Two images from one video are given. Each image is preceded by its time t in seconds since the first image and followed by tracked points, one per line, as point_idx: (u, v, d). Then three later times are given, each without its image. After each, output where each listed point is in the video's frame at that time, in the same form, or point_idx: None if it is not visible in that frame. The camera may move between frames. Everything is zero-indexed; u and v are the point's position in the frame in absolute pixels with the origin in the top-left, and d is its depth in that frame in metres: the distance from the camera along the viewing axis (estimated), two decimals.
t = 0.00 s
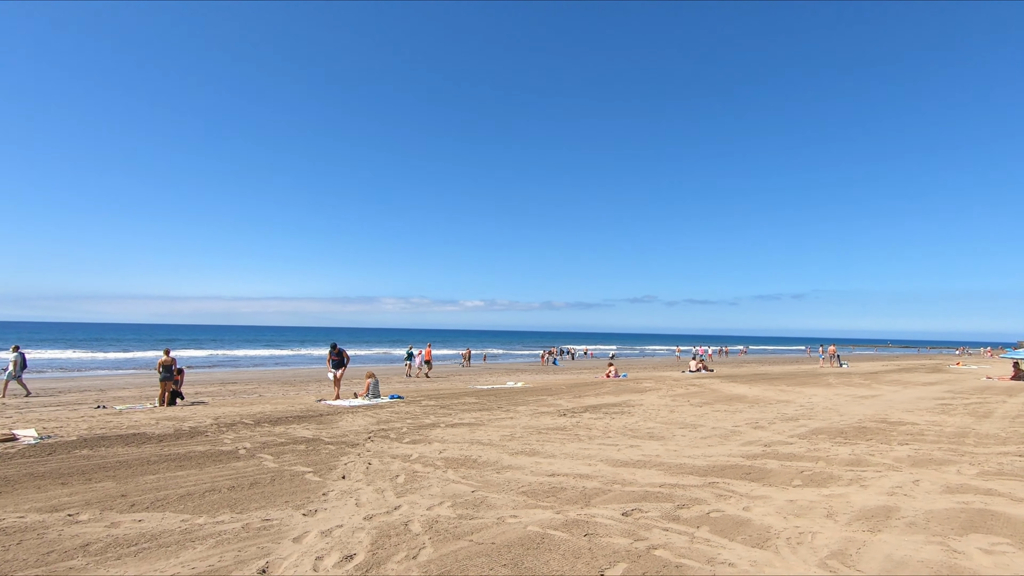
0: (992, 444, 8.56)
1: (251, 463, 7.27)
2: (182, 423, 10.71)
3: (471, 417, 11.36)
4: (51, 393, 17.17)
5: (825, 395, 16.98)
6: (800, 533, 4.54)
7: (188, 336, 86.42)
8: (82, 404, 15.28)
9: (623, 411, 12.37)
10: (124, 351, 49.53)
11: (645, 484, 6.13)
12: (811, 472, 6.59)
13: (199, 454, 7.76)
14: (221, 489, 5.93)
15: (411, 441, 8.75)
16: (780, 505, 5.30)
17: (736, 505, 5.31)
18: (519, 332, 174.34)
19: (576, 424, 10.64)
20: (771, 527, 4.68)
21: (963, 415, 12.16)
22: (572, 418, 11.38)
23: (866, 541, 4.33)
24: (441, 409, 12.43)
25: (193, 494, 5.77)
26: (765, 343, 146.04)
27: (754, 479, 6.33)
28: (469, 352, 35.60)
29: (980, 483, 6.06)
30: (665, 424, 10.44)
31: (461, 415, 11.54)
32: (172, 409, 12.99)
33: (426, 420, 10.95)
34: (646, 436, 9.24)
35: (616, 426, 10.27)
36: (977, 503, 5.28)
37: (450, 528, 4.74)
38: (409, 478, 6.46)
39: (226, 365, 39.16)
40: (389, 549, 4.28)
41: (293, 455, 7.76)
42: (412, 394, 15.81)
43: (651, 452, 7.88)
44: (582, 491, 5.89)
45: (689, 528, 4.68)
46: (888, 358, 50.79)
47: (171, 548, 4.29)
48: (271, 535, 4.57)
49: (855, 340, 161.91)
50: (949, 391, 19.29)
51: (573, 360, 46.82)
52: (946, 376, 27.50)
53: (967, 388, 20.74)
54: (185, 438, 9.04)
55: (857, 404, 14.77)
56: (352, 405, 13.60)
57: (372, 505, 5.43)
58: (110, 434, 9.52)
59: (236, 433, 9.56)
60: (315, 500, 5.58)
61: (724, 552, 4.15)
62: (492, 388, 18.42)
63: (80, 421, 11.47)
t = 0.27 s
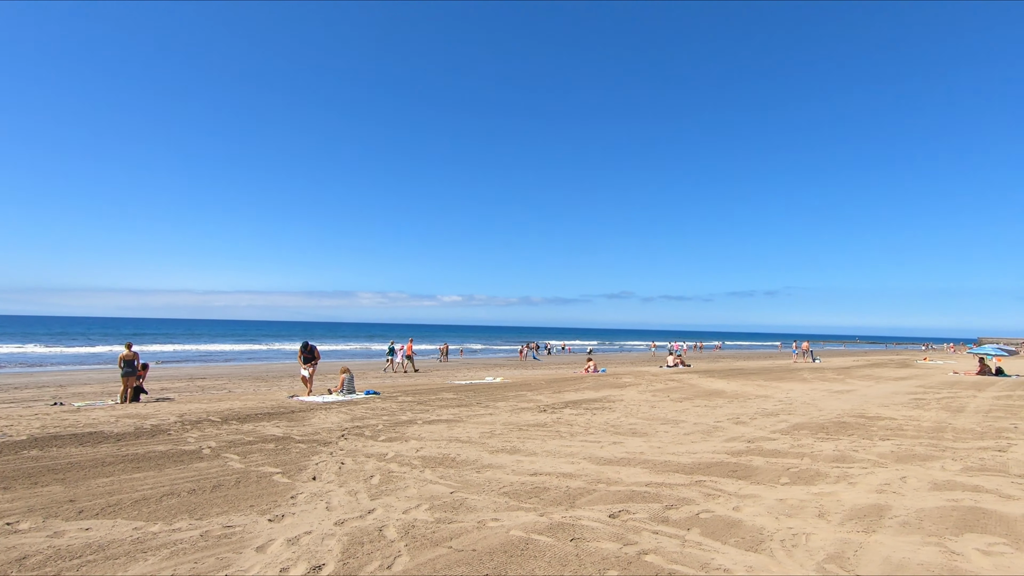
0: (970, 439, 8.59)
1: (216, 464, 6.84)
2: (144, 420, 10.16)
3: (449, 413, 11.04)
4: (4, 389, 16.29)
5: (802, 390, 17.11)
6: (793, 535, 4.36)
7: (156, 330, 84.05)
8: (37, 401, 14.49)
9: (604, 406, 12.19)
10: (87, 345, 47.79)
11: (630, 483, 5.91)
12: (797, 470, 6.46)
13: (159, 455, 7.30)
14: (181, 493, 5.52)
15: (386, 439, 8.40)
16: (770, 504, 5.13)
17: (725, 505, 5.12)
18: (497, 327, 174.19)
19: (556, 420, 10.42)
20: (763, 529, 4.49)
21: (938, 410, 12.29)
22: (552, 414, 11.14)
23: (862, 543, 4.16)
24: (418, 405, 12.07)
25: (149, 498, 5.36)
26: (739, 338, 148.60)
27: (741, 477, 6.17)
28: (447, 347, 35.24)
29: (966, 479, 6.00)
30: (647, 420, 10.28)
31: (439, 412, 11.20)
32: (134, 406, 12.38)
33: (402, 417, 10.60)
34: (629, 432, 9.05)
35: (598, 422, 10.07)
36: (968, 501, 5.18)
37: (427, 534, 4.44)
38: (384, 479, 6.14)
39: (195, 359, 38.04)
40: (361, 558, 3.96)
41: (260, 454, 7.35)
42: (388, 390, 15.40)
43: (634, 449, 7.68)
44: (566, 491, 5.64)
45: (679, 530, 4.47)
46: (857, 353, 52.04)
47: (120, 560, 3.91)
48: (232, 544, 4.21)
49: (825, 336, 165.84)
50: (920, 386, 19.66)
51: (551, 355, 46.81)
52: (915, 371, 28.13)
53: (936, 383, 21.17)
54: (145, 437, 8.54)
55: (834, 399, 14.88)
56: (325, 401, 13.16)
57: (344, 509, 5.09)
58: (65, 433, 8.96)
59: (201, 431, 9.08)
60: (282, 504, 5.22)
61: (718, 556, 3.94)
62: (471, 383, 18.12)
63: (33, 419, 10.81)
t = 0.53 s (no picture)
0: (952, 436, 8.61)
1: (178, 470, 6.40)
2: (103, 423, 9.59)
3: (428, 413, 10.69)
4: None
5: (781, 388, 17.20)
6: (793, 540, 4.17)
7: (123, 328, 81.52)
8: None
9: (586, 405, 11.99)
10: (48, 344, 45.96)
11: (619, 486, 5.68)
12: (788, 470, 6.31)
13: (116, 460, 6.81)
14: (137, 503, 5.10)
15: (363, 442, 8.03)
16: (765, 507, 4.94)
17: (719, 508, 4.91)
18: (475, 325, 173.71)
19: (539, 419, 10.17)
20: (761, 534, 4.30)
21: (915, 407, 12.41)
22: (534, 413, 10.88)
23: (865, 549, 3.99)
24: (396, 405, 11.68)
25: (102, 510, 4.92)
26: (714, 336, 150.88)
27: (732, 478, 5.99)
28: (426, 346, 34.79)
29: (957, 478, 5.92)
30: (631, 419, 10.09)
31: (418, 412, 10.84)
32: (94, 407, 11.72)
33: (379, 418, 10.21)
34: (613, 432, 8.84)
35: (582, 421, 9.84)
36: (962, 501, 5.08)
37: (407, 545, 4.13)
38: (360, 484, 5.79)
39: (163, 358, 36.85)
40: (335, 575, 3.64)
41: (227, 459, 6.92)
42: (365, 389, 14.97)
43: (621, 450, 7.46)
44: (553, 496, 5.38)
45: (674, 538, 4.24)
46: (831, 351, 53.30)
47: None
48: (192, 561, 3.84)
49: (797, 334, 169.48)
50: (893, 383, 19.96)
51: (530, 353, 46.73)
52: (886, 368, 28.71)
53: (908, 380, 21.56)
54: (102, 441, 8.00)
55: (813, 396, 14.97)
56: (299, 401, 12.68)
57: (316, 519, 4.74)
58: (15, 437, 8.36)
59: (164, 434, 8.57)
60: (250, 514, 4.84)
61: (717, 566, 3.72)
62: (450, 382, 17.76)
63: None
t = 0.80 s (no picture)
0: (937, 431, 8.59)
1: (141, 477, 6.00)
2: (63, 427, 9.07)
3: (409, 413, 10.36)
4: None
5: (763, 383, 17.25)
6: (793, 546, 3.99)
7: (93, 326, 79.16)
8: None
9: (571, 403, 11.79)
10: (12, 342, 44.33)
11: (609, 489, 5.46)
12: (780, 470, 6.16)
13: (74, 467, 6.37)
14: (93, 516, 4.71)
15: (340, 444, 7.69)
16: (761, 510, 4.76)
17: (714, 512, 4.72)
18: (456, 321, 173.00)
19: (523, 418, 9.92)
20: (759, 540, 4.11)
21: (896, 402, 12.47)
22: (518, 412, 10.62)
23: (868, 555, 3.82)
24: (375, 405, 11.32)
25: (53, 524, 4.53)
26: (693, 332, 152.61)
27: (724, 479, 5.81)
28: (406, 344, 34.35)
29: (949, 476, 5.83)
30: (616, 417, 9.90)
31: (399, 412, 10.51)
32: (56, 409, 11.15)
33: (357, 418, 9.86)
34: (600, 431, 8.64)
35: (567, 420, 9.61)
36: (959, 501, 4.96)
37: (387, 559, 3.84)
38: (336, 491, 5.47)
39: (134, 357, 35.78)
40: None
41: (195, 465, 6.53)
42: (343, 388, 14.56)
43: (608, 450, 7.25)
44: (541, 501, 5.13)
45: (670, 545, 4.03)
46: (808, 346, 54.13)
47: None
48: None
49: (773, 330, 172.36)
50: (871, 377, 20.19)
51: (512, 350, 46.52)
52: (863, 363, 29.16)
53: (886, 374, 21.84)
54: (61, 447, 7.53)
55: (795, 391, 15.00)
56: (274, 401, 12.24)
57: (289, 530, 4.42)
58: None
59: (128, 438, 8.12)
60: (216, 527, 4.50)
61: None
62: (431, 380, 17.43)
63: None
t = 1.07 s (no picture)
0: (925, 427, 8.53)
1: (101, 487, 5.60)
2: (22, 433, 8.56)
3: (390, 415, 10.04)
4: None
5: (748, 380, 17.22)
6: (797, 552, 3.79)
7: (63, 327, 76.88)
8: None
9: (557, 402, 11.55)
10: None
11: (601, 493, 5.22)
12: (774, 470, 5.99)
13: (28, 477, 5.94)
14: (43, 531, 4.32)
15: (318, 448, 7.33)
16: (760, 513, 4.56)
17: (712, 517, 4.49)
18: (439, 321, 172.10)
19: (508, 418, 9.66)
20: (761, 546, 3.90)
21: (881, 398, 12.47)
22: (504, 412, 10.36)
23: (876, 561, 3.63)
24: (355, 406, 10.96)
25: None
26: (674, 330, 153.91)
27: (719, 480, 5.61)
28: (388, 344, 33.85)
29: (945, 474, 5.70)
30: (604, 417, 9.69)
31: (380, 413, 10.18)
32: (16, 414, 10.57)
33: (336, 421, 9.49)
34: (587, 431, 8.41)
35: (554, 420, 9.37)
36: (960, 500, 4.82)
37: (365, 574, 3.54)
38: (312, 499, 5.14)
39: (105, 359, 34.71)
40: None
41: (161, 473, 6.12)
42: (322, 389, 14.14)
43: (598, 451, 7.02)
44: (530, 507, 4.87)
45: (669, 553, 3.79)
46: (788, 343, 54.76)
47: None
48: None
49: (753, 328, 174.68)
50: (853, 374, 20.34)
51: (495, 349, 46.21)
52: (842, 360, 29.49)
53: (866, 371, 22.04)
54: (16, 454, 7.05)
55: (780, 388, 14.98)
56: (250, 403, 11.79)
57: (259, 544, 4.09)
58: None
59: (91, 445, 7.65)
60: (179, 541, 4.15)
61: None
62: (414, 380, 17.07)
63: None
